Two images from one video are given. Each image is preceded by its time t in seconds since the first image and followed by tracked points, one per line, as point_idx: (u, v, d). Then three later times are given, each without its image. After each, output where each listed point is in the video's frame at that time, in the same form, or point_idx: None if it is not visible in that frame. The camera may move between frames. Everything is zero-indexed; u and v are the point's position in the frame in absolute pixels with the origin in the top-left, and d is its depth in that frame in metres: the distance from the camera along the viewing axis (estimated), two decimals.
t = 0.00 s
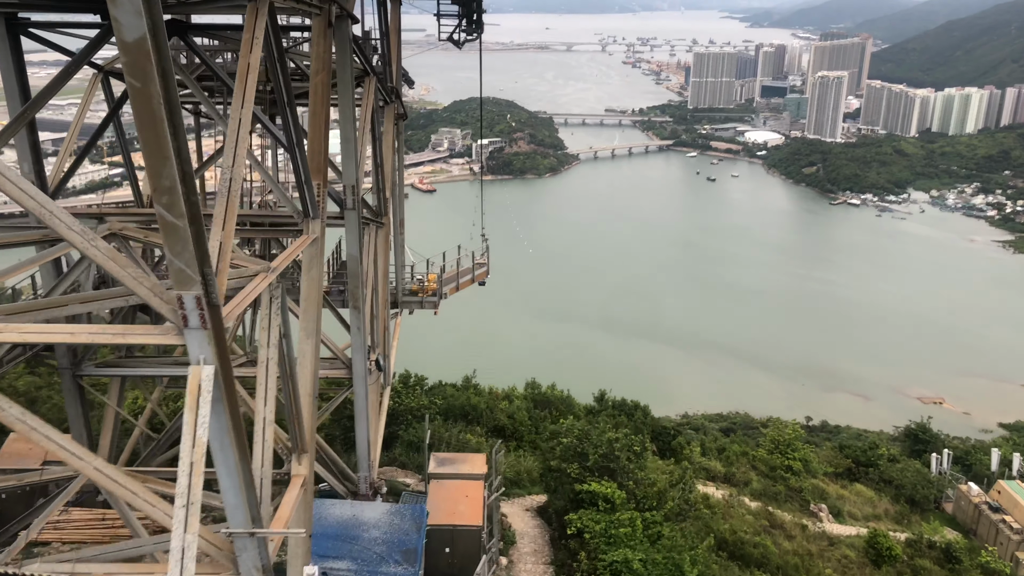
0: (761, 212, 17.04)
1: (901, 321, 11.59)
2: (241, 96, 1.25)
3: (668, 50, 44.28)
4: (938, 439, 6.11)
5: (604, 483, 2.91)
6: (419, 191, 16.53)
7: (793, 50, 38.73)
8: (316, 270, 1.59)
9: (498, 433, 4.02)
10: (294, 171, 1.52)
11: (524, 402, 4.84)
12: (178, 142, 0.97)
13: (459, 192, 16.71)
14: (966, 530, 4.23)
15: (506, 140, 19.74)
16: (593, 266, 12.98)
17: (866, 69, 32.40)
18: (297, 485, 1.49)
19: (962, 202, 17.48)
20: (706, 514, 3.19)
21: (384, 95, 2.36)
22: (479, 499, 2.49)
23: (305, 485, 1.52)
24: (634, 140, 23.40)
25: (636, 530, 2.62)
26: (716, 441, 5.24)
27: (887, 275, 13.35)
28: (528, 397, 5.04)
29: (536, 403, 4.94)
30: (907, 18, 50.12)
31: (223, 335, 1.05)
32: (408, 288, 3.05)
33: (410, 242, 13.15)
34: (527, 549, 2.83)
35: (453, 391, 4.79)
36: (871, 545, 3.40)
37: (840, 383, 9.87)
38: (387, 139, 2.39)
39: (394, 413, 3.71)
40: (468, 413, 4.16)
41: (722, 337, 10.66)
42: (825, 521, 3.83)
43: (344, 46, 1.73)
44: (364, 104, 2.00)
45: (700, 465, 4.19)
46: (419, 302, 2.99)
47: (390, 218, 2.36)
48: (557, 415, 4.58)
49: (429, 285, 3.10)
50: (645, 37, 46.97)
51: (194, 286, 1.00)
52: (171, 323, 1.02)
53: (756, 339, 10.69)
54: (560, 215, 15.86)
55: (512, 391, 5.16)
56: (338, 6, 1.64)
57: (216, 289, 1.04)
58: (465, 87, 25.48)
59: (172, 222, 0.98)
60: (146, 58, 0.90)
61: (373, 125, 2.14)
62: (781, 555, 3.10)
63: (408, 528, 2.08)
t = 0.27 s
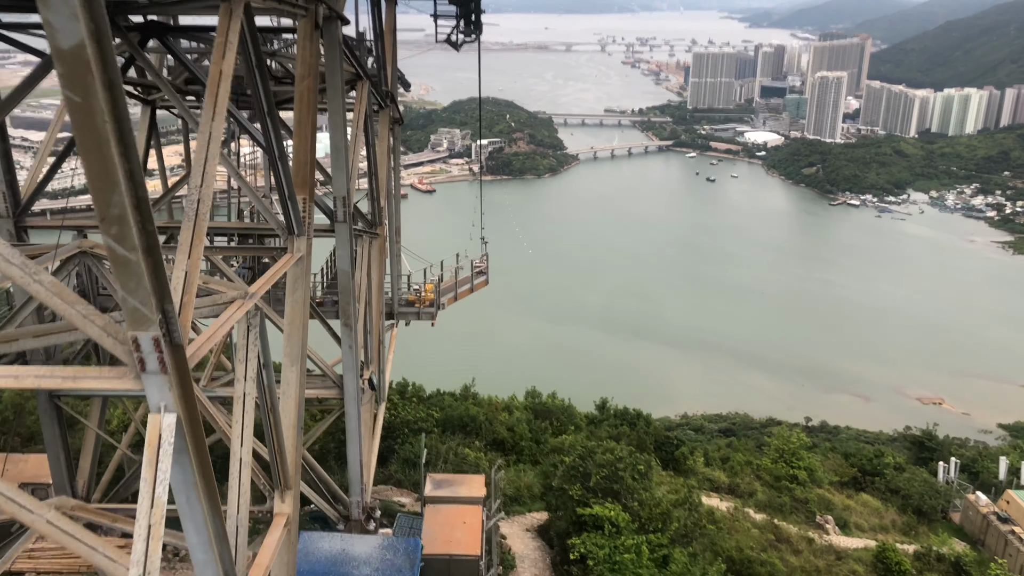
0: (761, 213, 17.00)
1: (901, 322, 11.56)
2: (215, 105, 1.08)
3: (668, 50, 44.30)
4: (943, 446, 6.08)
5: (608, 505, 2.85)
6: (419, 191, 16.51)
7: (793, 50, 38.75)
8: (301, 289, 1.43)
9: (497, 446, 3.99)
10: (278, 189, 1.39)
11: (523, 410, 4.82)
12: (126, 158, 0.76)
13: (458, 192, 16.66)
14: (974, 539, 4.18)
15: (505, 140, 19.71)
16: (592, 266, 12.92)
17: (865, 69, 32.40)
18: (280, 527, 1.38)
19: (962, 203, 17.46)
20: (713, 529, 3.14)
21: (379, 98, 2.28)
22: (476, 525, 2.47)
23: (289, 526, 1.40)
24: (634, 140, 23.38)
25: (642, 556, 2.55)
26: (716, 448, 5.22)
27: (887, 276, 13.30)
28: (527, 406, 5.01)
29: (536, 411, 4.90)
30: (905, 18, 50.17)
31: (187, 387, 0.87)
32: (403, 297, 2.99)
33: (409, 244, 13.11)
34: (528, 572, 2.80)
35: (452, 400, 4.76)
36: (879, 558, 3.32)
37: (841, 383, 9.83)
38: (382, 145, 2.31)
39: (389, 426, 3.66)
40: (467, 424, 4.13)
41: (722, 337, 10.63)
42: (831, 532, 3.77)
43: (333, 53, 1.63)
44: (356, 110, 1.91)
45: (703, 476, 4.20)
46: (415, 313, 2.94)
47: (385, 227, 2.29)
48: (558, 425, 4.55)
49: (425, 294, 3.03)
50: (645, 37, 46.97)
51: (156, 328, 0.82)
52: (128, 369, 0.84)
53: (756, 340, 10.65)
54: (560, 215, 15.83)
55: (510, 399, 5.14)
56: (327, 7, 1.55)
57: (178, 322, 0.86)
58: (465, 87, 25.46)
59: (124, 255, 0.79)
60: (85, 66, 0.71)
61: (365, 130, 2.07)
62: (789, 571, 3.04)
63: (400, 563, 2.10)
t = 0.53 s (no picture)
0: (760, 214, 17.01)
1: (899, 322, 11.56)
2: (177, 120, 1.01)
3: (668, 51, 44.31)
4: (953, 457, 6.06)
5: (612, 531, 2.79)
6: (419, 192, 16.50)
7: (793, 51, 38.75)
8: (281, 318, 1.38)
9: (494, 461, 3.97)
10: (259, 207, 1.30)
11: (524, 422, 4.80)
12: (62, 191, 0.68)
13: (458, 193, 16.66)
14: (983, 554, 4.09)
15: (505, 140, 19.72)
16: (592, 267, 12.91)
17: (865, 70, 32.39)
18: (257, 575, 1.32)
19: (961, 204, 17.45)
20: (719, 543, 3.10)
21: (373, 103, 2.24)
22: (474, 558, 2.38)
23: None
24: (634, 141, 23.40)
25: None
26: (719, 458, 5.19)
27: (887, 277, 13.27)
28: (528, 416, 4.99)
29: (538, 421, 4.87)
30: (906, 20, 50.19)
31: (136, 441, 0.78)
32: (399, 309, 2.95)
33: (409, 245, 13.10)
34: None
35: (454, 413, 4.75)
36: None
37: (839, 384, 9.83)
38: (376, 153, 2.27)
39: (384, 442, 3.63)
40: (466, 436, 4.12)
41: (720, 337, 10.63)
42: (838, 547, 3.70)
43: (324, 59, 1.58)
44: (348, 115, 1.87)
45: (708, 490, 4.20)
46: (411, 326, 2.88)
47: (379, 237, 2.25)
48: (561, 438, 4.52)
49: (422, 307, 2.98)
50: (645, 38, 46.99)
51: (86, 384, 0.73)
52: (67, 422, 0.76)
53: (754, 340, 10.65)
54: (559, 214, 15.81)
55: (512, 412, 5.13)
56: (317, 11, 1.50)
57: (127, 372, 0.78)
58: (465, 87, 25.45)
59: (53, 309, 0.70)
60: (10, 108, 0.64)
61: (358, 136, 2.03)
62: None
63: None
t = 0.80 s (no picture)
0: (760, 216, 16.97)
1: (900, 324, 11.50)
2: (135, 135, 0.92)
3: (668, 54, 44.31)
4: (962, 468, 5.95)
5: (620, 560, 2.67)
6: (419, 193, 16.48)
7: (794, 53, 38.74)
8: (259, 350, 1.29)
9: (493, 478, 3.86)
10: (238, 228, 1.24)
11: (523, 435, 4.71)
12: None
13: (458, 194, 16.62)
14: (995, 569, 3.83)
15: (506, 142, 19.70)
16: (592, 268, 12.86)
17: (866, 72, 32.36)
18: None
19: (962, 206, 17.40)
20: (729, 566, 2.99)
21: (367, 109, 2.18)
22: None
23: None
24: (634, 143, 23.38)
25: None
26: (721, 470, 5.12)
27: (888, 280, 13.19)
28: (528, 429, 4.92)
29: (538, 434, 4.79)
30: (906, 22, 50.15)
31: (78, 514, 0.58)
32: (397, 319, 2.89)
33: (409, 247, 13.06)
34: None
35: (452, 426, 4.65)
36: None
37: (840, 386, 9.77)
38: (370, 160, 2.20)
39: (379, 459, 3.57)
40: (465, 451, 4.02)
41: (720, 339, 10.58)
42: (847, 563, 3.49)
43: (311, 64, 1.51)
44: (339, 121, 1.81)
45: (713, 504, 4.10)
46: (409, 339, 2.80)
47: (373, 247, 2.20)
48: (563, 451, 4.42)
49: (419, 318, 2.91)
50: (646, 40, 47.00)
51: (21, 459, 0.53)
52: None
53: (756, 341, 10.60)
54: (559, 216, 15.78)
55: (512, 425, 5.05)
56: (303, 14, 1.44)
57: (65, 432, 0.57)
58: (465, 88, 25.44)
59: None
60: None
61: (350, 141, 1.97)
62: None
63: None
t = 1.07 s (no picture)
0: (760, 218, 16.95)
1: (900, 326, 11.48)
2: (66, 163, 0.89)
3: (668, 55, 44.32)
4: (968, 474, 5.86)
5: None
6: (418, 194, 16.46)
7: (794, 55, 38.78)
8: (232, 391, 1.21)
9: (492, 492, 3.83)
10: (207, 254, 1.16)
11: (527, 444, 4.63)
12: None
13: (457, 196, 16.60)
14: None
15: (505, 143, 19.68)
16: (590, 269, 12.88)
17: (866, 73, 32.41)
18: None
19: (961, 208, 17.37)
20: None
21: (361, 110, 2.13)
22: None
23: None
24: (633, 144, 23.37)
25: None
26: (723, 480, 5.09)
27: (887, 281, 13.18)
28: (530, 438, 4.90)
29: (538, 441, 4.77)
30: (906, 24, 50.17)
31: None
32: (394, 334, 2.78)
33: (408, 248, 13.09)
34: None
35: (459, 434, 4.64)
36: None
37: (839, 387, 9.75)
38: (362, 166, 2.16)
39: (375, 474, 3.60)
40: (464, 465, 4.00)
41: (719, 341, 10.56)
42: None
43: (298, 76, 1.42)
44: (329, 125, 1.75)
45: (718, 517, 4.07)
46: (403, 352, 2.70)
47: (366, 259, 2.10)
48: (565, 463, 4.34)
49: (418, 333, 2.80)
50: (646, 42, 47.01)
51: None
52: None
53: (755, 343, 10.58)
54: (559, 217, 15.76)
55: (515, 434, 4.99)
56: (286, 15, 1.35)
57: None
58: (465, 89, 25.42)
59: None
60: None
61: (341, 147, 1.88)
62: None
63: None
